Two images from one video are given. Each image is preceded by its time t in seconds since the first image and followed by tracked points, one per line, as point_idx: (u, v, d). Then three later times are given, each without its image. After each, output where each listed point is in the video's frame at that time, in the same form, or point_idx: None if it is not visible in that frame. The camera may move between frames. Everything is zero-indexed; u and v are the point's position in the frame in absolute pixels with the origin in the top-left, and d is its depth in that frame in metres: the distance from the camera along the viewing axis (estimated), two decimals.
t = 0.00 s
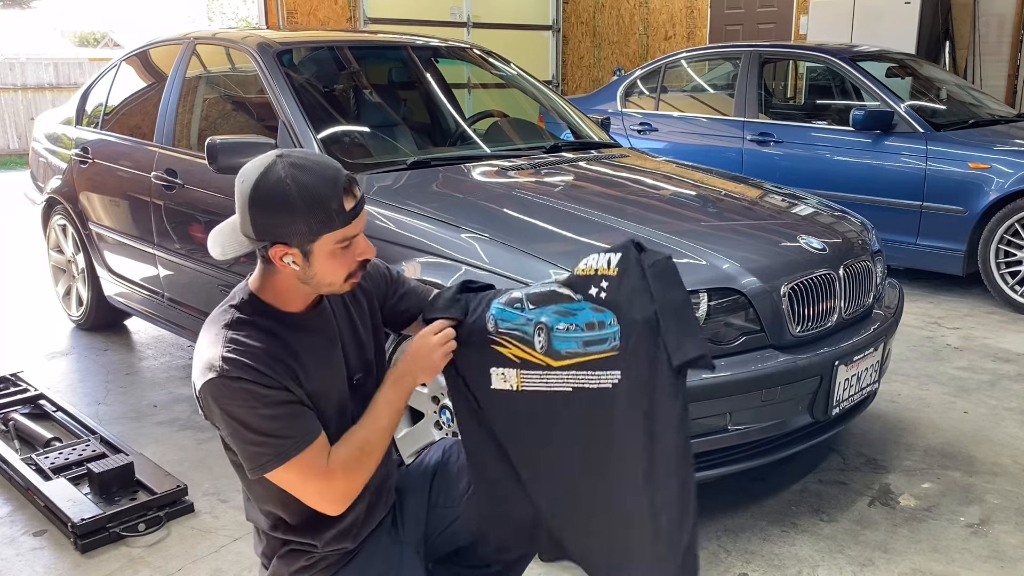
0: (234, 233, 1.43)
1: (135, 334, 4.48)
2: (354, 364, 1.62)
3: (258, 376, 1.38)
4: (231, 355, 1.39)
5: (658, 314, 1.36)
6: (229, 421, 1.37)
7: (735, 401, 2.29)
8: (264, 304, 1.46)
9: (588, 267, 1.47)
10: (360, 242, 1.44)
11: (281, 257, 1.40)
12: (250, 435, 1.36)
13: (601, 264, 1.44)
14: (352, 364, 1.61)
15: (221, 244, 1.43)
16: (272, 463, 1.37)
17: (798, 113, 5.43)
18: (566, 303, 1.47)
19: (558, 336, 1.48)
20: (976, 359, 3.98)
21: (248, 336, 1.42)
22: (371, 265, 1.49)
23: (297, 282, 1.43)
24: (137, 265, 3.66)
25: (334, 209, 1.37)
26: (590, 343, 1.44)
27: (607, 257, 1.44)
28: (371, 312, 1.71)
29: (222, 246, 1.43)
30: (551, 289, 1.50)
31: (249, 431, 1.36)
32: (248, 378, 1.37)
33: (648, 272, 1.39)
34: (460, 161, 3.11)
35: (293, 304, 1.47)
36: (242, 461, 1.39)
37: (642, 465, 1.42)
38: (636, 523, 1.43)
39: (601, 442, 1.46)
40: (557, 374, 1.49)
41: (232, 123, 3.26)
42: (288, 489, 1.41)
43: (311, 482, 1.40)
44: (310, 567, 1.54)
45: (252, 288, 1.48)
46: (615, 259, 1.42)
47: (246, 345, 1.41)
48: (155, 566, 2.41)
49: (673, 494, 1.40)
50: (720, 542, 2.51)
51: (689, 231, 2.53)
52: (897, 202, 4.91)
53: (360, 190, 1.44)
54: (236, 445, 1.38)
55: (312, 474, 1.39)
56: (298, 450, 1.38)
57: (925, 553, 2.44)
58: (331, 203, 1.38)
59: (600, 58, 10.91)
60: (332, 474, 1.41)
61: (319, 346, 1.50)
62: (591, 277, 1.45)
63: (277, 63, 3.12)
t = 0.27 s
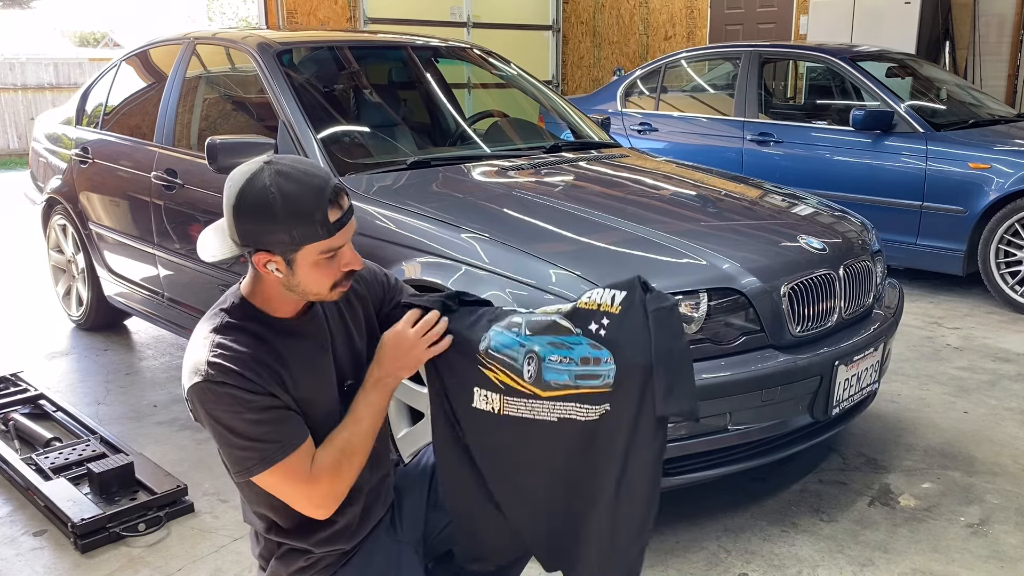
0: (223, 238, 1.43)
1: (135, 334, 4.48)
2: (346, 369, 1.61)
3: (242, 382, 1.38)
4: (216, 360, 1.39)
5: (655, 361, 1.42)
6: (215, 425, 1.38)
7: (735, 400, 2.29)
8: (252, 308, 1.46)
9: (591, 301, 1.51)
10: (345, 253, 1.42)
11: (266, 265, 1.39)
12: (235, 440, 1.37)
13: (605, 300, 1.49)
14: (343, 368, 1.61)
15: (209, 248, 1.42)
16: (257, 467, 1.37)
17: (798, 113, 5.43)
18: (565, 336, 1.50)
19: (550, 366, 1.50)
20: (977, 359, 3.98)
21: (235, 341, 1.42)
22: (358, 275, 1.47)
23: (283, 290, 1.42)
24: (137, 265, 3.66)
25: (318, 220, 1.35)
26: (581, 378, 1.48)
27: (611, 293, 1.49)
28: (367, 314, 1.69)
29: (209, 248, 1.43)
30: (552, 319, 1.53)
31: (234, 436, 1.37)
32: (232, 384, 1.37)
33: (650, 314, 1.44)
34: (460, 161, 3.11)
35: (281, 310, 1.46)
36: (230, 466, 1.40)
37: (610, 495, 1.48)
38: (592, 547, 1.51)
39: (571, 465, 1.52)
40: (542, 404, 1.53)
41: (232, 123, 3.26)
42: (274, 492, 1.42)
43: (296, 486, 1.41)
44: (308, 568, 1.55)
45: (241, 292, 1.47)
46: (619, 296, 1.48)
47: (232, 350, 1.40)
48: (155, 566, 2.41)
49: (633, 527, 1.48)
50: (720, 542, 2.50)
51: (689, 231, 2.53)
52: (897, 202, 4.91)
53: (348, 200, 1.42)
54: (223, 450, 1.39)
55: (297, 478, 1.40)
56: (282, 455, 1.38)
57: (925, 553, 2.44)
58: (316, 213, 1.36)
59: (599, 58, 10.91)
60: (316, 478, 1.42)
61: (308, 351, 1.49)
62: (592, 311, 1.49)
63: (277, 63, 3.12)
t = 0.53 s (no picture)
0: (217, 245, 1.42)
1: (135, 334, 4.48)
2: (342, 372, 1.61)
3: (247, 384, 1.38)
4: (218, 365, 1.39)
5: (647, 379, 1.45)
6: (225, 427, 1.38)
7: (735, 400, 2.29)
8: (249, 314, 1.45)
9: (589, 311, 1.53)
10: (341, 264, 1.42)
11: (260, 275, 1.38)
12: (245, 440, 1.37)
13: (604, 312, 1.51)
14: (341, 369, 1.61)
15: (202, 256, 1.41)
16: (273, 462, 1.38)
17: (798, 113, 5.43)
18: (561, 342, 1.52)
19: (542, 369, 1.53)
20: (977, 359, 3.98)
21: (234, 346, 1.41)
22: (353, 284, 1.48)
23: (279, 298, 1.42)
24: (137, 264, 3.66)
25: (313, 232, 1.35)
26: (572, 384, 1.51)
27: (611, 307, 1.51)
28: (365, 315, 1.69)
29: (202, 256, 1.42)
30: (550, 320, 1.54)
31: (244, 437, 1.37)
32: (237, 387, 1.37)
33: (649, 333, 1.46)
34: (460, 160, 3.11)
35: (276, 316, 1.46)
36: (240, 464, 1.40)
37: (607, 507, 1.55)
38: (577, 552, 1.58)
39: (561, 474, 1.56)
40: (530, 402, 1.56)
41: (232, 123, 3.26)
42: (291, 486, 1.43)
43: (313, 479, 1.42)
44: (309, 567, 1.55)
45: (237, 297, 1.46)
46: (619, 311, 1.50)
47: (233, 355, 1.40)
48: (155, 566, 2.41)
49: (627, 535, 1.56)
50: (720, 542, 2.50)
51: (689, 231, 2.53)
52: (897, 202, 4.91)
53: (344, 211, 1.42)
54: (234, 451, 1.39)
55: (314, 470, 1.41)
56: (298, 447, 1.39)
57: (925, 553, 2.44)
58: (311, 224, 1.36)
59: (599, 58, 10.91)
60: (332, 468, 1.43)
61: (308, 353, 1.49)
62: (590, 322, 1.51)
63: (277, 63, 3.12)
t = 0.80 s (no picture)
0: (222, 247, 1.42)
1: (135, 334, 4.48)
2: (343, 371, 1.61)
3: (249, 386, 1.38)
4: (221, 367, 1.39)
5: (649, 365, 1.44)
6: (226, 430, 1.38)
7: (735, 400, 2.29)
8: (253, 315, 1.45)
9: (589, 301, 1.53)
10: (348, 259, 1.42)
11: (269, 275, 1.38)
12: (246, 443, 1.37)
13: (603, 301, 1.51)
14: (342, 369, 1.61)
15: (210, 260, 1.42)
16: (274, 466, 1.38)
17: (798, 113, 5.43)
18: (560, 334, 1.52)
19: (541, 363, 1.53)
20: (977, 359, 3.98)
21: (238, 348, 1.41)
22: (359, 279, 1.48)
23: (286, 297, 1.42)
24: (137, 264, 3.66)
25: (322, 228, 1.36)
26: (572, 376, 1.50)
27: (610, 295, 1.51)
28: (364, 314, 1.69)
29: (210, 259, 1.43)
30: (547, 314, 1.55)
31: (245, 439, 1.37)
32: (240, 388, 1.37)
33: (648, 320, 1.45)
34: (460, 160, 3.11)
35: (282, 316, 1.46)
36: (240, 468, 1.40)
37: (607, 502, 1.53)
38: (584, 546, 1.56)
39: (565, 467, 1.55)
40: (530, 400, 1.55)
41: (232, 123, 3.26)
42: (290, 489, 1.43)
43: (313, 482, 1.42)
44: (310, 568, 1.55)
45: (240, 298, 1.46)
46: (619, 299, 1.50)
47: (236, 356, 1.40)
48: (155, 566, 2.41)
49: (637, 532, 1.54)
50: (720, 542, 2.50)
51: (689, 231, 2.53)
52: (897, 202, 4.91)
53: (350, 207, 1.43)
54: (235, 454, 1.39)
55: (314, 475, 1.41)
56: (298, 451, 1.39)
57: (925, 553, 2.44)
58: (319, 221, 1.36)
59: (600, 58, 10.90)
60: (332, 473, 1.43)
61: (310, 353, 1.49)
62: (588, 312, 1.52)
63: (277, 63, 3.12)
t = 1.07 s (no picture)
0: (222, 247, 1.42)
1: (135, 333, 4.48)
2: (345, 371, 1.62)
3: (250, 385, 1.38)
4: (222, 365, 1.38)
5: (649, 358, 1.45)
6: (226, 429, 1.37)
7: (735, 400, 2.29)
8: (254, 314, 1.45)
9: (586, 297, 1.54)
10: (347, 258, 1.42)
11: (268, 274, 1.38)
12: (246, 442, 1.37)
13: (601, 295, 1.52)
14: (343, 368, 1.61)
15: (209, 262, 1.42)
16: (269, 468, 1.37)
17: (798, 113, 5.43)
18: (562, 329, 1.52)
19: (546, 361, 1.50)
20: (976, 359, 3.98)
21: (239, 347, 1.41)
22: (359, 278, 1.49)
23: (286, 296, 1.42)
24: (137, 264, 3.66)
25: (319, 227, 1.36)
26: (575, 370, 1.49)
27: (609, 288, 1.52)
28: (364, 314, 1.69)
29: (209, 261, 1.43)
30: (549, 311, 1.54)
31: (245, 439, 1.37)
32: (240, 387, 1.37)
33: (648, 309, 1.46)
34: (460, 160, 3.10)
35: (282, 314, 1.46)
36: (239, 468, 1.40)
37: (610, 503, 1.51)
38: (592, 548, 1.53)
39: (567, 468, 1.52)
40: (537, 399, 1.52)
41: (232, 123, 3.26)
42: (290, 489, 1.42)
43: (314, 483, 1.41)
44: (307, 568, 1.56)
45: (241, 297, 1.46)
46: (616, 292, 1.51)
47: (237, 355, 1.40)
48: (154, 566, 2.41)
49: (645, 529, 1.52)
50: (720, 542, 2.50)
51: (689, 230, 2.53)
52: (897, 202, 4.91)
53: (347, 205, 1.43)
54: (234, 453, 1.39)
55: (315, 475, 1.41)
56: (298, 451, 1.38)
57: (925, 553, 2.44)
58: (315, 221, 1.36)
59: (600, 58, 10.91)
60: (333, 474, 1.42)
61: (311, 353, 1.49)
62: (588, 305, 1.52)
63: (277, 63, 3.12)
